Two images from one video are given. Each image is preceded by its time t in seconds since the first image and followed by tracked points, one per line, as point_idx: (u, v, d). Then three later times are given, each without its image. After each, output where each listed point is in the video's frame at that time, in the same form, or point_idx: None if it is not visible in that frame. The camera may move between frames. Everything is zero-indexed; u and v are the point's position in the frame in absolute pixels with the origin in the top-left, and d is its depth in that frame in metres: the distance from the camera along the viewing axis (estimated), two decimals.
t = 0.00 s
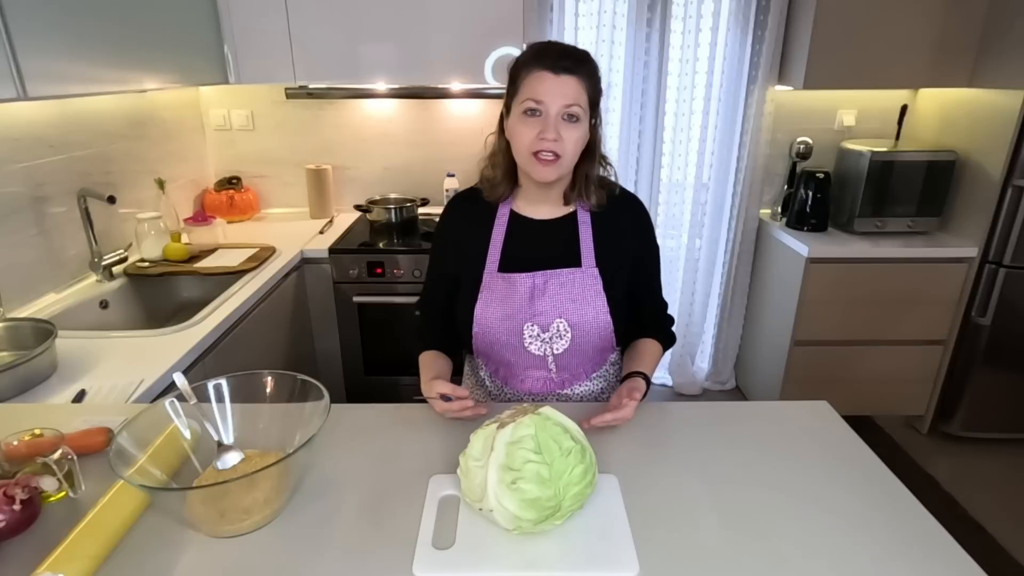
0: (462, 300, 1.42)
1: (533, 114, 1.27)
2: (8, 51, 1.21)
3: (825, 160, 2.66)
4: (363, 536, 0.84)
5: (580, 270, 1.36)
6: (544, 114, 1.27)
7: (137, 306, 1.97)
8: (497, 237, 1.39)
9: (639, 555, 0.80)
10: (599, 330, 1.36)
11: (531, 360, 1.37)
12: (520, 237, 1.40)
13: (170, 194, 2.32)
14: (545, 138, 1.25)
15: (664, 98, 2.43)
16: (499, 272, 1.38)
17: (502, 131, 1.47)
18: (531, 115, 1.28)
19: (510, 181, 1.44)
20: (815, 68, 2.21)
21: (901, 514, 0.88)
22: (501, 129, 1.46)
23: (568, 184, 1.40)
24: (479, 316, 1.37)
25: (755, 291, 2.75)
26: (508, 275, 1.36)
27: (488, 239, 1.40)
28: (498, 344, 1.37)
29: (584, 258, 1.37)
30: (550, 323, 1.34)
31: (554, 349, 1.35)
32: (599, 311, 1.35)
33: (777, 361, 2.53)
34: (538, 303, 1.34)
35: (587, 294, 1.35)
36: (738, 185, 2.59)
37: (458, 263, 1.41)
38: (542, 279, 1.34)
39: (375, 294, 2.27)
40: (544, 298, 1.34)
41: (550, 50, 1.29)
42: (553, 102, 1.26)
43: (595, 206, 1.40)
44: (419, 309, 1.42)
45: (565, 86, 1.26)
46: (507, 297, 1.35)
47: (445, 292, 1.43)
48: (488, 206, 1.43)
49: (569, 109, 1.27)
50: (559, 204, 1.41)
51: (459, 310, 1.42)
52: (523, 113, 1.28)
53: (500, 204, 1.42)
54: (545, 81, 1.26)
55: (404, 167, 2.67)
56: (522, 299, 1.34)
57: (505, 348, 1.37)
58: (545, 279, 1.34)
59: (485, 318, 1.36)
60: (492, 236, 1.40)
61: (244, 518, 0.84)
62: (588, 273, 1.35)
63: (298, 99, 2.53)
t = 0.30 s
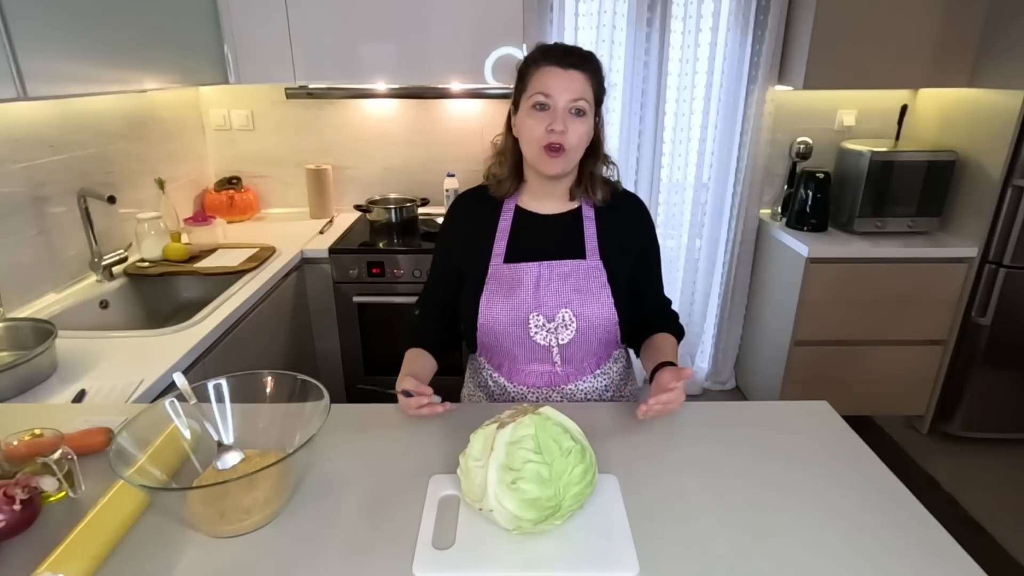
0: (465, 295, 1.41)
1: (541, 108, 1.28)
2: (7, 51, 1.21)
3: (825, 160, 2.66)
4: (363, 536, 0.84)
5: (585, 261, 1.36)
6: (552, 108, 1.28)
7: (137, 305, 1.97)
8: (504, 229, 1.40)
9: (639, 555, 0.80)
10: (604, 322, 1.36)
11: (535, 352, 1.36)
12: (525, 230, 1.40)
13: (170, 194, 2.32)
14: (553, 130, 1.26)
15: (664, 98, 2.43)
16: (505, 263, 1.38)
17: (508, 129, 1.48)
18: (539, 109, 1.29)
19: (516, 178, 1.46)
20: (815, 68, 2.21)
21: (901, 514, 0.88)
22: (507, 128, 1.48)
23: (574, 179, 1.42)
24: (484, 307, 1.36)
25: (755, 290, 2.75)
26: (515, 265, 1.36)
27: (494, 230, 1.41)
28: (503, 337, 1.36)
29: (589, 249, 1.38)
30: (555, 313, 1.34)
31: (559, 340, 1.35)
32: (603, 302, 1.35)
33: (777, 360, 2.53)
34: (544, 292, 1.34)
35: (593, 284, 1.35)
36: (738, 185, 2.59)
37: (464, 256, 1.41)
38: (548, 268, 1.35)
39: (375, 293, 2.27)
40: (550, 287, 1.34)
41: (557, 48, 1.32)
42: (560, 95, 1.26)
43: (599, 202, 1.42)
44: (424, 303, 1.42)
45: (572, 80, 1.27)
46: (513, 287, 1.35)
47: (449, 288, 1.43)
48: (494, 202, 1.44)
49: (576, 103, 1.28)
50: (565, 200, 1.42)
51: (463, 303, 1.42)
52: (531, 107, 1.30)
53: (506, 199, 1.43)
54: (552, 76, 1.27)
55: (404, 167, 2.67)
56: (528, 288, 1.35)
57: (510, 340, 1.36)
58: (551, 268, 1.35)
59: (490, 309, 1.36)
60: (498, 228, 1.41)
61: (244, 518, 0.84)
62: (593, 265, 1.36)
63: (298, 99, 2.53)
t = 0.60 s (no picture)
0: (467, 293, 1.41)
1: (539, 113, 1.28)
2: (8, 51, 1.21)
3: (825, 160, 2.66)
4: (363, 536, 0.84)
5: (586, 259, 1.37)
6: (550, 113, 1.28)
7: (137, 306, 1.97)
8: (505, 227, 1.40)
9: (639, 555, 0.80)
10: (605, 319, 1.36)
11: (537, 349, 1.36)
12: (526, 228, 1.41)
13: (170, 194, 2.32)
14: (552, 134, 1.26)
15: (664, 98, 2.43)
16: (506, 262, 1.38)
17: (507, 131, 1.49)
18: (537, 114, 1.29)
19: (516, 179, 1.46)
20: (815, 68, 2.21)
21: (901, 515, 0.88)
22: (506, 130, 1.48)
23: (574, 180, 1.42)
24: (486, 306, 1.37)
25: (755, 290, 2.75)
26: (516, 263, 1.37)
27: (495, 228, 1.41)
28: (504, 335, 1.36)
29: (589, 248, 1.38)
30: (557, 310, 1.34)
31: (560, 337, 1.34)
32: (604, 299, 1.35)
33: (777, 361, 2.53)
34: (546, 290, 1.35)
35: (593, 282, 1.36)
36: (739, 185, 2.59)
37: (465, 255, 1.41)
38: (549, 266, 1.35)
39: (375, 293, 2.27)
40: (551, 285, 1.35)
41: (553, 53, 1.32)
42: (558, 100, 1.26)
43: (600, 202, 1.42)
44: (426, 302, 1.42)
45: (569, 85, 1.28)
46: (514, 285, 1.36)
47: (450, 288, 1.43)
48: (494, 203, 1.44)
49: (573, 107, 1.27)
50: (565, 200, 1.42)
51: (465, 301, 1.42)
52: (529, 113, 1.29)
53: (507, 200, 1.43)
54: (549, 81, 1.27)
55: (404, 167, 2.67)
56: (529, 286, 1.35)
57: (512, 338, 1.36)
58: (552, 266, 1.35)
59: (492, 307, 1.36)
60: (499, 227, 1.41)
61: (244, 518, 0.84)
62: (593, 262, 1.37)
63: (298, 99, 2.53)
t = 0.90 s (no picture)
0: (468, 292, 1.41)
1: (540, 108, 1.28)
2: (7, 51, 1.21)
3: (825, 160, 2.66)
4: (363, 537, 0.84)
5: (585, 258, 1.37)
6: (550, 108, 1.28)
7: (137, 305, 1.97)
8: (504, 227, 1.40)
9: (639, 555, 0.80)
10: (604, 319, 1.36)
11: (537, 349, 1.36)
12: (526, 228, 1.40)
13: (170, 194, 2.32)
14: (553, 128, 1.26)
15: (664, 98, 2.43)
16: (506, 262, 1.38)
17: (507, 131, 1.49)
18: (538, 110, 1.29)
19: (515, 179, 1.45)
20: (815, 69, 2.21)
21: (901, 515, 0.88)
22: (506, 130, 1.48)
23: (573, 179, 1.42)
24: (486, 305, 1.36)
25: (755, 290, 2.75)
26: (516, 263, 1.36)
27: (495, 228, 1.41)
28: (505, 334, 1.36)
29: (589, 247, 1.38)
30: (557, 310, 1.34)
31: (560, 336, 1.34)
32: (604, 299, 1.35)
33: (777, 361, 2.53)
34: (545, 290, 1.34)
35: (593, 281, 1.35)
36: (739, 185, 2.59)
37: (465, 254, 1.41)
38: (549, 266, 1.35)
39: (375, 293, 2.28)
40: (551, 284, 1.35)
41: (554, 52, 1.32)
42: (559, 96, 1.27)
43: (599, 201, 1.42)
44: (427, 300, 1.42)
45: (570, 82, 1.28)
46: (515, 285, 1.35)
47: (450, 287, 1.43)
48: (494, 202, 1.44)
49: (574, 103, 1.28)
50: (564, 199, 1.42)
51: (467, 300, 1.42)
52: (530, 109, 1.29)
53: (506, 200, 1.43)
54: (550, 78, 1.28)
55: (404, 167, 2.67)
56: (529, 286, 1.35)
57: (512, 337, 1.36)
58: (552, 266, 1.35)
59: (492, 307, 1.36)
60: (499, 227, 1.41)
61: (244, 518, 0.84)
62: (592, 261, 1.37)
63: (298, 99, 2.53)
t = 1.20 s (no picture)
0: (467, 288, 1.42)
1: (541, 102, 1.28)
2: (7, 51, 1.21)
3: (825, 160, 2.66)
4: (363, 537, 0.84)
5: (582, 255, 1.37)
6: (551, 103, 1.28)
7: (137, 306, 1.97)
8: (502, 223, 1.40)
9: (639, 555, 0.80)
10: (600, 315, 1.36)
11: (534, 345, 1.36)
12: (524, 224, 1.40)
13: (170, 194, 2.32)
14: (554, 122, 1.26)
15: (665, 98, 2.43)
16: (503, 259, 1.38)
17: (505, 127, 1.48)
18: (538, 104, 1.29)
19: (512, 174, 1.44)
20: (815, 69, 2.21)
21: (901, 515, 0.88)
22: (505, 125, 1.47)
23: (570, 175, 1.42)
24: (483, 302, 1.36)
25: (755, 290, 2.75)
26: (513, 260, 1.36)
27: (493, 225, 1.41)
28: (502, 330, 1.37)
29: (585, 244, 1.38)
30: (554, 306, 1.34)
31: (557, 332, 1.34)
32: (600, 295, 1.36)
33: (777, 361, 2.53)
34: (542, 286, 1.34)
35: (590, 278, 1.36)
36: (739, 185, 2.59)
37: (464, 251, 1.41)
38: (546, 263, 1.35)
39: (375, 294, 2.28)
40: (548, 281, 1.35)
41: (555, 47, 1.33)
42: (560, 91, 1.27)
43: (595, 197, 1.42)
44: (426, 297, 1.42)
45: (571, 78, 1.29)
46: (512, 282, 1.35)
47: (449, 283, 1.44)
48: (491, 198, 1.43)
49: (575, 99, 1.29)
50: (560, 195, 1.42)
51: (465, 297, 1.43)
52: (531, 102, 1.29)
53: (503, 196, 1.43)
54: (552, 72, 1.28)
55: (404, 166, 2.67)
56: (526, 283, 1.35)
57: (509, 334, 1.37)
58: (549, 263, 1.35)
59: (489, 303, 1.36)
60: (497, 224, 1.40)
61: (244, 518, 0.84)
62: (589, 258, 1.37)
63: (298, 99, 2.53)
